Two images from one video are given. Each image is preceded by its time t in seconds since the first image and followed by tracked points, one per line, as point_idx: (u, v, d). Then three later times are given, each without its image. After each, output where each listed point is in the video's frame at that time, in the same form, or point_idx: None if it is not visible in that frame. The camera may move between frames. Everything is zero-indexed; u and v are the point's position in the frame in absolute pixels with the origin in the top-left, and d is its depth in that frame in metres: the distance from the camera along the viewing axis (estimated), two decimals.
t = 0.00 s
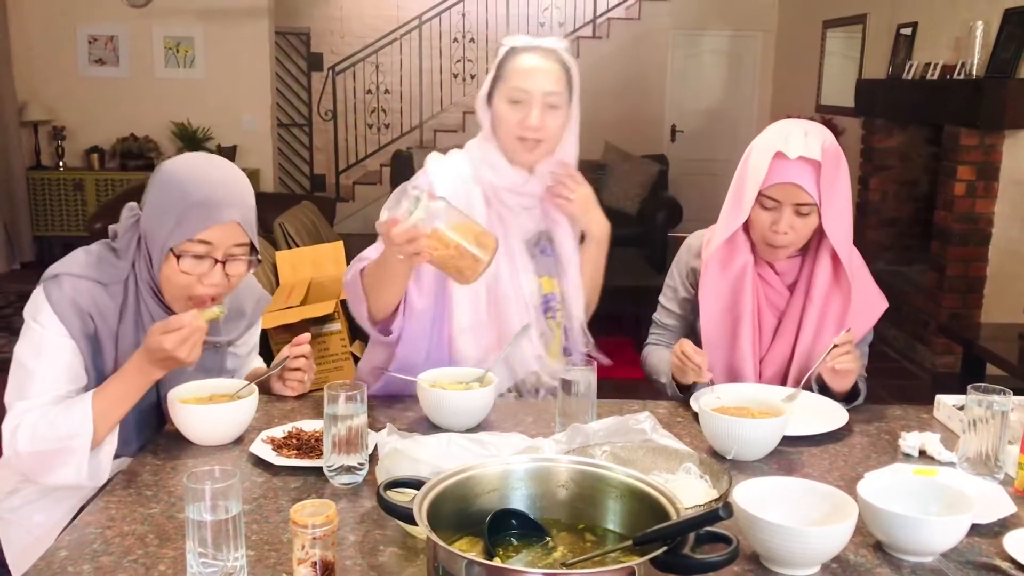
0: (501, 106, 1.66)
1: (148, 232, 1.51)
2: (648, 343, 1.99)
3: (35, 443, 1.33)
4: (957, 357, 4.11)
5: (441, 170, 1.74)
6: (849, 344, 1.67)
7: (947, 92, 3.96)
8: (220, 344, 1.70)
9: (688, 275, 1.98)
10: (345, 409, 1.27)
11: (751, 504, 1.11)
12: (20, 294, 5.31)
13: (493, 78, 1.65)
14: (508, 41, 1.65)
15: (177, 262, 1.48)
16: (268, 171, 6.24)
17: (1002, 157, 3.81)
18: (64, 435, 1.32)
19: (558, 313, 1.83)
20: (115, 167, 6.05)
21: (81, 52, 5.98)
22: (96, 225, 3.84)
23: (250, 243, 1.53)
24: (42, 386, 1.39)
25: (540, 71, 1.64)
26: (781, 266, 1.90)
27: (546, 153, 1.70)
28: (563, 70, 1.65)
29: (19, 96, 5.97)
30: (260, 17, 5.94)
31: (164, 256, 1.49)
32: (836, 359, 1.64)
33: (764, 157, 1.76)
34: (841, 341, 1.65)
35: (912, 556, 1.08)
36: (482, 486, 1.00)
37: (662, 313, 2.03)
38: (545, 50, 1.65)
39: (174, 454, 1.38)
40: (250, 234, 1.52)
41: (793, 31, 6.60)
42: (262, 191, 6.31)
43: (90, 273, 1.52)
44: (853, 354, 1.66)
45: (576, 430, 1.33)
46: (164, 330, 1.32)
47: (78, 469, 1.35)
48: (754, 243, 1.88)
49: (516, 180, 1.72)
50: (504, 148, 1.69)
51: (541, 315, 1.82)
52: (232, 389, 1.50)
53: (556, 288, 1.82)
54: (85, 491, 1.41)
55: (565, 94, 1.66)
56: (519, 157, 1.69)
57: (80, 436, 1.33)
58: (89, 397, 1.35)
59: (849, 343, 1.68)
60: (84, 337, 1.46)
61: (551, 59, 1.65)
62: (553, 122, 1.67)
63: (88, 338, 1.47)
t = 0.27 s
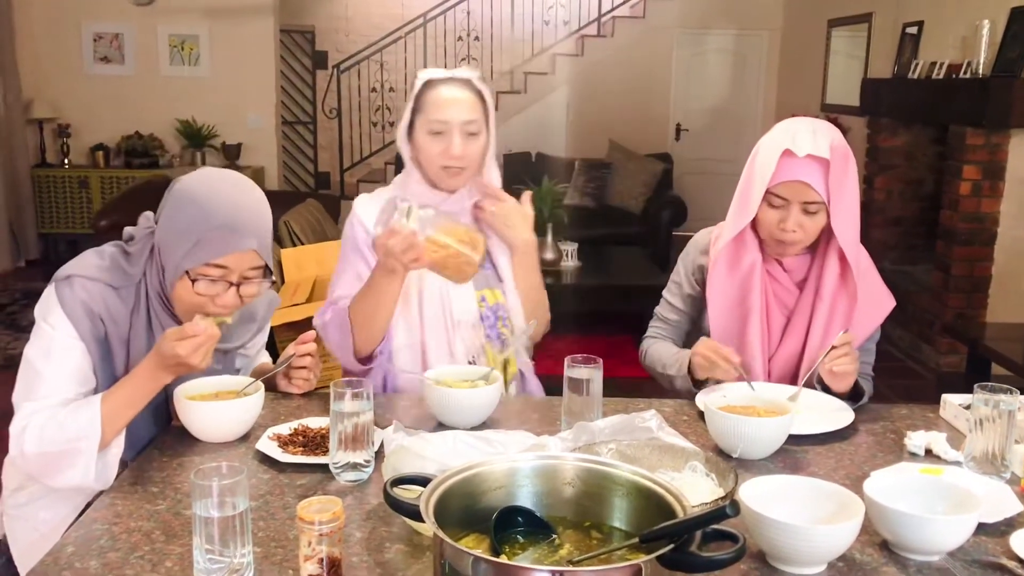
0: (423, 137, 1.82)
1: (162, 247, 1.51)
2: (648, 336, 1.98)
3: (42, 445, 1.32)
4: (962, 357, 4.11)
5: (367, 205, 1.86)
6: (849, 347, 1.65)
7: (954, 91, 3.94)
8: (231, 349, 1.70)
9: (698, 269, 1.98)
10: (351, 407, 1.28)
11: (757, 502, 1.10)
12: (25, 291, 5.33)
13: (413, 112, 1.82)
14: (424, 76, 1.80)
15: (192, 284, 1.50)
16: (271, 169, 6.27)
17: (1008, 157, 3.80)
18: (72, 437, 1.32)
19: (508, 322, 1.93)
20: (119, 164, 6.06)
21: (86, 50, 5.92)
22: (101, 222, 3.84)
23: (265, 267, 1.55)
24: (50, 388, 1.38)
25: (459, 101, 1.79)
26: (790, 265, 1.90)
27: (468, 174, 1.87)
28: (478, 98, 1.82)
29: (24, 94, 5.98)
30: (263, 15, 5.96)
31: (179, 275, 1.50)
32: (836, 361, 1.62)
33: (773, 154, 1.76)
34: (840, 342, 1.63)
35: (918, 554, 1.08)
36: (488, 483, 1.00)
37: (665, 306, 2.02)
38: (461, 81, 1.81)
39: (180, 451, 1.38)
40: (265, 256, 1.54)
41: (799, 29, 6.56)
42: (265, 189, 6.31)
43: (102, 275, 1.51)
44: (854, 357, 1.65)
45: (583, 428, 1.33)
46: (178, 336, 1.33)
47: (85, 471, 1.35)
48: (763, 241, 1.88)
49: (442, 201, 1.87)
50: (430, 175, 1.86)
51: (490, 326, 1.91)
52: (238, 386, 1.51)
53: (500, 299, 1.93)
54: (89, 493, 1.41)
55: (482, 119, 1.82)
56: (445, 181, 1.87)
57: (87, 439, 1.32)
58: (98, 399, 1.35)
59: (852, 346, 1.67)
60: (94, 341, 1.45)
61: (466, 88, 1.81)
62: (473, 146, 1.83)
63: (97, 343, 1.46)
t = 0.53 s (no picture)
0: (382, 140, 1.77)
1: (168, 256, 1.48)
2: (641, 323, 1.99)
3: (45, 447, 1.33)
4: (967, 356, 4.09)
5: (336, 222, 1.87)
6: (854, 345, 1.66)
7: (959, 89, 3.94)
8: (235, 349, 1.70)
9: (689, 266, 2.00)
10: (357, 403, 1.28)
11: (762, 500, 1.10)
12: (30, 287, 5.33)
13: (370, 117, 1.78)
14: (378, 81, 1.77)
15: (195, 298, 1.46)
16: (277, 166, 6.28)
17: (1014, 154, 3.79)
18: (75, 439, 1.33)
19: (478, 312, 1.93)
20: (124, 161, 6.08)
21: (91, 46, 6.00)
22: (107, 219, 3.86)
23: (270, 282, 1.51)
24: (53, 390, 1.38)
25: (414, 102, 1.75)
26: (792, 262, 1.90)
27: (428, 174, 1.83)
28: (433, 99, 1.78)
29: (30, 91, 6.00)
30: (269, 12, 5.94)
31: (181, 288, 1.47)
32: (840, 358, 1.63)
33: (776, 152, 1.76)
34: (845, 339, 1.65)
35: (924, 552, 1.08)
36: (493, 479, 1.00)
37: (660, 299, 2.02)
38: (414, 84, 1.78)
39: (186, 446, 1.38)
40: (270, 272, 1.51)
41: (804, 27, 6.56)
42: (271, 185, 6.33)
43: (108, 276, 1.51)
44: (858, 354, 1.66)
45: (588, 425, 1.33)
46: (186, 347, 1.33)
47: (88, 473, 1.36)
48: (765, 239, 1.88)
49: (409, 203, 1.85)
50: (391, 179, 1.81)
51: (462, 318, 1.91)
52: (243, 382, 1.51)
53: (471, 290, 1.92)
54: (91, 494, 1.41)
55: (438, 118, 1.79)
56: (405, 184, 1.82)
57: (91, 442, 1.33)
58: (103, 401, 1.35)
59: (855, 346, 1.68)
60: (97, 344, 1.45)
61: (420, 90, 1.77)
62: (432, 147, 1.79)
63: (101, 346, 1.46)
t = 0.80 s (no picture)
0: (370, 143, 1.83)
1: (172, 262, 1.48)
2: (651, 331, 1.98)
3: (42, 450, 1.33)
4: (970, 353, 4.09)
5: (327, 224, 1.93)
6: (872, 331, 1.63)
7: (962, 87, 3.93)
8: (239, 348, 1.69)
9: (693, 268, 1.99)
10: (360, 400, 1.28)
11: (765, 498, 1.10)
12: (33, 284, 5.34)
13: (356, 122, 1.85)
14: (362, 87, 1.84)
15: (201, 306, 1.46)
16: (279, 163, 6.28)
17: (1017, 152, 3.79)
18: (71, 445, 1.33)
19: (466, 307, 1.97)
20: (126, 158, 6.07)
21: (94, 43, 6.00)
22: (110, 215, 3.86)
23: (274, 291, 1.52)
24: (53, 391, 1.39)
25: (399, 103, 1.81)
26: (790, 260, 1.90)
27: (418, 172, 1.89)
28: (415, 99, 1.85)
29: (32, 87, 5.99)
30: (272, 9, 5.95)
31: (185, 296, 1.47)
32: (857, 345, 1.60)
33: (771, 148, 1.76)
34: (861, 326, 1.61)
35: (927, 550, 1.08)
36: (495, 477, 1.00)
37: (665, 301, 2.03)
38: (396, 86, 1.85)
39: (189, 443, 1.39)
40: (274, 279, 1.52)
41: (807, 25, 6.55)
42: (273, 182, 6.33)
43: (110, 277, 1.51)
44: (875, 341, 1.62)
45: (591, 423, 1.33)
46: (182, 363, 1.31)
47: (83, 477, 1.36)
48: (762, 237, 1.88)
49: (395, 201, 1.91)
50: (382, 180, 1.89)
51: (450, 312, 1.95)
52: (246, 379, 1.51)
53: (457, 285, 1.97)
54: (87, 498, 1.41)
55: (422, 117, 1.85)
56: (396, 183, 1.89)
57: (85, 449, 1.33)
58: (100, 408, 1.35)
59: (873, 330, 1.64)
60: (99, 346, 1.45)
61: (402, 91, 1.85)
62: (419, 145, 1.85)
63: (103, 349, 1.46)
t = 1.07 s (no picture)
0: (372, 146, 1.84)
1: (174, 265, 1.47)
2: (644, 324, 1.96)
3: (38, 451, 1.33)
4: (971, 352, 4.09)
5: (328, 221, 1.93)
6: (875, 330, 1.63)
7: (963, 86, 3.93)
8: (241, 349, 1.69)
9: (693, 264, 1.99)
10: (361, 399, 1.27)
11: (767, 498, 1.10)
12: (33, 283, 5.33)
13: (359, 124, 1.85)
14: (365, 90, 1.85)
15: (204, 309, 1.46)
16: (280, 161, 6.28)
17: (1018, 151, 3.79)
18: (68, 448, 1.33)
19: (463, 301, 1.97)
20: (127, 156, 6.07)
21: (95, 41, 6.00)
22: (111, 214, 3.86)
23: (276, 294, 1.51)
24: (52, 393, 1.39)
25: (402, 107, 1.82)
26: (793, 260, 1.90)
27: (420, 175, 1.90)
28: (418, 104, 1.86)
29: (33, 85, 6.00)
30: (273, 7, 5.95)
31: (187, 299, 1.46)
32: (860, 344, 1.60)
33: (774, 146, 1.75)
34: (866, 325, 1.60)
35: (929, 550, 1.08)
36: (496, 476, 1.00)
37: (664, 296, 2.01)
38: (399, 90, 1.85)
39: (190, 442, 1.39)
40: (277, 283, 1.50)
41: (808, 24, 6.54)
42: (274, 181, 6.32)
43: (110, 277, 1.50)
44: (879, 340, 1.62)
45: (592, 422, 1.33)
46: (177, 371, 1.32)
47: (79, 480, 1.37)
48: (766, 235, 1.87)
49: (396, 201, 1.91)
50: (384, 183, 1.90)
51: (447, 305, 1.95)
52: (247, 378, 1.51)
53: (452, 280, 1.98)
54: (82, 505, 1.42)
55: (425, 122, 1.85)
56: (397, 186, 1.90)
57: (81, 452, 1.34)
58: (97, 413, 1.36)
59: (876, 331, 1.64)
60: (99, 348, 1.45)
61: (406, 95, 1.85)
62: (422, 149, 1.86)
63: (102, 351, 1.46)
